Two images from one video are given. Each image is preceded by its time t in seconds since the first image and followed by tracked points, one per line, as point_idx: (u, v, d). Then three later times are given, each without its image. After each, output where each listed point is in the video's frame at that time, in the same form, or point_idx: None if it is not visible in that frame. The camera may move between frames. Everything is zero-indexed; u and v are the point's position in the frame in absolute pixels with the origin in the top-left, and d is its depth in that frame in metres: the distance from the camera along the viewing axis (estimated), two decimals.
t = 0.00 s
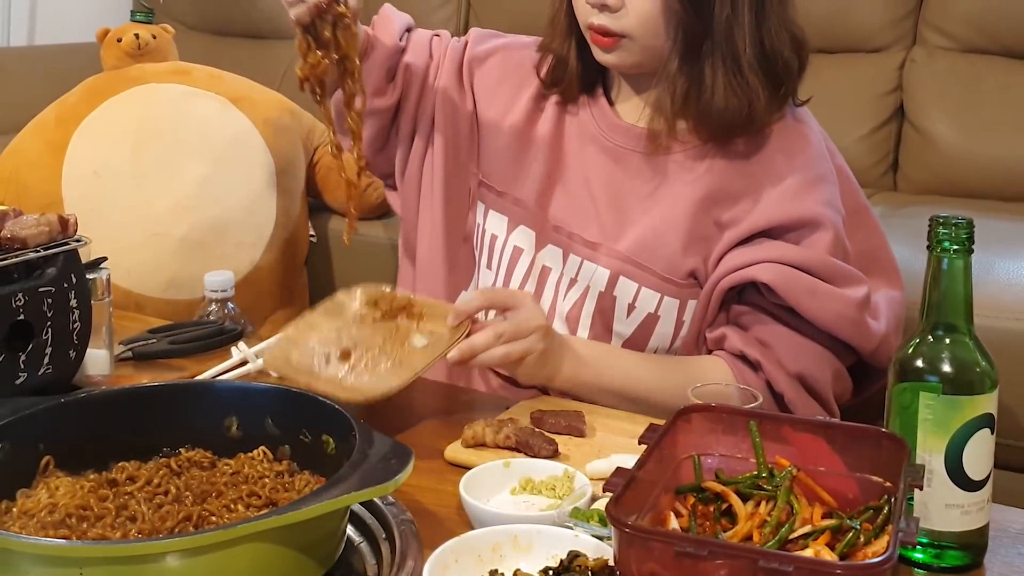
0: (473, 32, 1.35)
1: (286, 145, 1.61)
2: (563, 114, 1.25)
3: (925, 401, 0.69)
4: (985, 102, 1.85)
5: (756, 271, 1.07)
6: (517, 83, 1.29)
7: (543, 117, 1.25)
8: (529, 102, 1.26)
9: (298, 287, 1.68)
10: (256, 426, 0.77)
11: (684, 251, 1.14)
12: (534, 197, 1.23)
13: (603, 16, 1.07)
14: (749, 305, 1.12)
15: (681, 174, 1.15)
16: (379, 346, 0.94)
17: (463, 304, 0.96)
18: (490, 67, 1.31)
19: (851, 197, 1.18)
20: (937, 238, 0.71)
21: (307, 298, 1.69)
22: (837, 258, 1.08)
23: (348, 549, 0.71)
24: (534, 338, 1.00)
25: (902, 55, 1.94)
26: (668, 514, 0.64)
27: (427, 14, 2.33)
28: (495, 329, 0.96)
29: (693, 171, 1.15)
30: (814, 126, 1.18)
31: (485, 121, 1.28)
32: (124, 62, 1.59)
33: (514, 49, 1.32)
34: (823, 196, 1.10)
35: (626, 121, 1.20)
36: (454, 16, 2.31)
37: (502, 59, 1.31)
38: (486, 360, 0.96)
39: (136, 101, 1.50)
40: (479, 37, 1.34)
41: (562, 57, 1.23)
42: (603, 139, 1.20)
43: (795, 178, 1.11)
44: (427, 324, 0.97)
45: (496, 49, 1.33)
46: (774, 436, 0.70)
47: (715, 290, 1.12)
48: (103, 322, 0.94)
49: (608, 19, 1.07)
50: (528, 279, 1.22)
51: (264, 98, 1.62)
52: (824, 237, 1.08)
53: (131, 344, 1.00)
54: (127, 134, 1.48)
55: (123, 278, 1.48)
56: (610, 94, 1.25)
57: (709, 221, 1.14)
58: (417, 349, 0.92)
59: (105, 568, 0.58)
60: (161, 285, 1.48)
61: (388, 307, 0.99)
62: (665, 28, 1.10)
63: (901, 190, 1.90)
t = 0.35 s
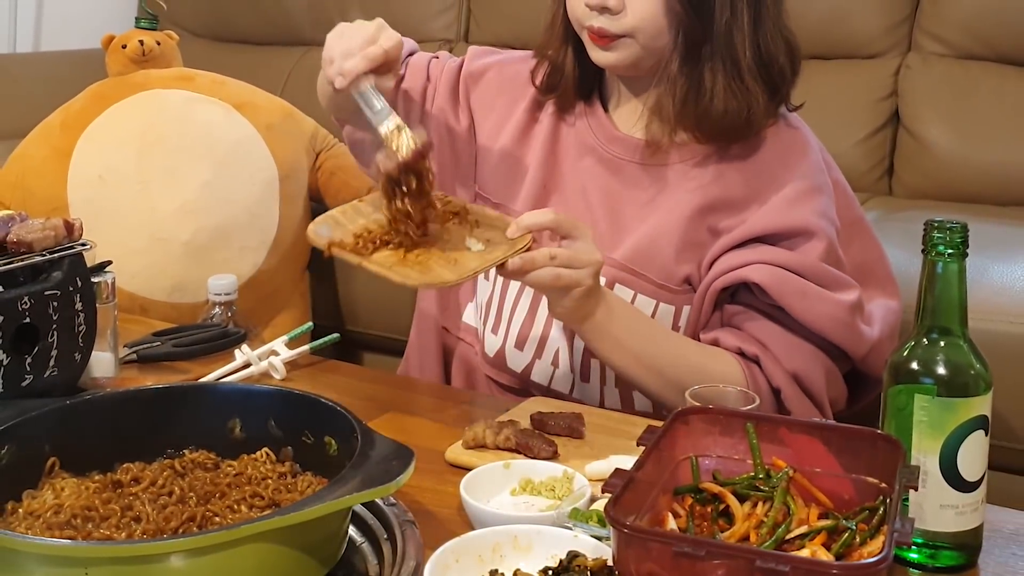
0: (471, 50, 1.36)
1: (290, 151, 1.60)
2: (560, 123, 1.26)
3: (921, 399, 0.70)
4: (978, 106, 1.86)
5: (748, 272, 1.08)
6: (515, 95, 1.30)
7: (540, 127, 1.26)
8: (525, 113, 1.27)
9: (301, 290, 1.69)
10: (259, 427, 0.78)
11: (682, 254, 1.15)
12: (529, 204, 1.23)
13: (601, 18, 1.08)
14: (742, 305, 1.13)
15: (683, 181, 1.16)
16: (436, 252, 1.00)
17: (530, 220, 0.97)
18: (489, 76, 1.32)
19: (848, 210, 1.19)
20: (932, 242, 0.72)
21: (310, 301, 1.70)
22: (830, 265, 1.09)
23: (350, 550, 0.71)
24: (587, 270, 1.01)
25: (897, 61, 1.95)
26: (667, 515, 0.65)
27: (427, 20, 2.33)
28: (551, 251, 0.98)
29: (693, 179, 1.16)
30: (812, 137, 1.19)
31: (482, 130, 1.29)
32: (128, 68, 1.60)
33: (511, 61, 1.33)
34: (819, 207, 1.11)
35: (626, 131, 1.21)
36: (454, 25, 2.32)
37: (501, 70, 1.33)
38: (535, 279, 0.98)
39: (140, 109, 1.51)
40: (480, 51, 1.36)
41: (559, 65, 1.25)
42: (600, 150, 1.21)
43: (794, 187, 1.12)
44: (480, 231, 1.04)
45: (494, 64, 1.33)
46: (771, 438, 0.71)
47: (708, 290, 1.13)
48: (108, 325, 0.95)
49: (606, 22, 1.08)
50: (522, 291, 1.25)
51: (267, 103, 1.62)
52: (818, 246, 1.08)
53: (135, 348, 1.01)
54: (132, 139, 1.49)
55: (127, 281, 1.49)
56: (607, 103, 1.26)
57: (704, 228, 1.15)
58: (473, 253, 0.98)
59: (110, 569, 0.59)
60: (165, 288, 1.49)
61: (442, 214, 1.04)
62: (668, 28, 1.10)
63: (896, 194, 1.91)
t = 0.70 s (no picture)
0: (483, 39, 1.37)
1: (292, 156, 1.60)
2: (566, 134, 1.27)
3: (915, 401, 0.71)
4: (972, 113, 1.87)
5: (751, 287, 1.08)
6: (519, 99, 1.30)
7: (545, 136, 1.27)
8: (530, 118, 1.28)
9: (303, 293, 1.70)
10: (263, 429, 0.79)
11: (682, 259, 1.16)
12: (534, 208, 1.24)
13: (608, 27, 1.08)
14: (742, 318, 1.14)
15: (682, 190, 1.18)
16: (470, 247, 0.96)
17: (568, 228, 0.96)
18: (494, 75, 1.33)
19: (848, 225, 1.20)
20: (927, 246, 0.73)
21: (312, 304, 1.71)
22: (830, 281, 1.10)
23: (352, 550, 0.72)
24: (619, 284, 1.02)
25: (892, 68, 1.96)
26: (665, 515, 0.66)
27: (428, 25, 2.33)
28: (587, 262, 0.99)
29: (692, 188, 1.17)
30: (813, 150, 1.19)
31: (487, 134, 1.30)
32: (133, 74, 1.59)
33: (518, 61, 1.34)
34: (820, 223, 1.12)
35: (630, 140, 1.22)
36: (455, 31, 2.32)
37: (506, 69, 1.33)
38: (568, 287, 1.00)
39: (147, 115, 1.51)
40: (489, 44, 1.36)
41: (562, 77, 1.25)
42: (605, 157, 1.23)
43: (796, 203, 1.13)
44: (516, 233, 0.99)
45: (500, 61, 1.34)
46: (768, 440, 0.72)
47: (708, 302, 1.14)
48: (113, 328, 0.96)
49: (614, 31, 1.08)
50: (524, 295, 1.27)
51: (270, 110, 1.61)
52: (820, 263, 1.09)
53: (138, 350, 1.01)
54: (137, 145, 1.49)
55: (131, 285, 1.50)
56: (614, 114, 1.27)
57: (705, 238, 1.16)
58: (511, 255, 0.93)
59: (115, 568, 0.60)
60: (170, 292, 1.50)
61: (476, 212, 0.99)
62: (675, 37, 1.11)
63: (892, 199, 1.92)
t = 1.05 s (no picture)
0: (494, 39, 1.39)
1: (294, 163, 1.62)
2: (568, 139, 1.28)
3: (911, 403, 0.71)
4: (967, 118, 1.88)
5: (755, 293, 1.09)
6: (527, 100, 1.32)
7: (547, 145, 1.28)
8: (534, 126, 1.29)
9: (305, 297, 1.70)
10: (266, 431, 0.80)
11: (681, 262, 1.17)
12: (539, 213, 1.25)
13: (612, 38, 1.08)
14: (744, 324, 1.14)
15: (682, 196, 1.19)
16: (509, 254, 0.96)
17: (609, 241, 0.97)
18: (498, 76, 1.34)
19: (848, 231, 1.21)
20: (921, 251, 0.74)
21: (314, 307, 1.72)
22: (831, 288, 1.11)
23: (354, 551, 0.73)
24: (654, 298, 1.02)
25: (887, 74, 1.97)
26: (663, 516, 0.67)
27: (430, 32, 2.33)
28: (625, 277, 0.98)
29: (691, 195, 1.18)
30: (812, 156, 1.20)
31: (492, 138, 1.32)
32: (138, 81, 1.61)
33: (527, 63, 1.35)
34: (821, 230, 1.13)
35: (631, 146, 1.24)
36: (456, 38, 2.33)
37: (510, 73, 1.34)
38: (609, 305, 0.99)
39: (152, 121, 1.52)
40: (496, 44, 1.37)
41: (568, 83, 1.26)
42: (609, 162, 1.24)
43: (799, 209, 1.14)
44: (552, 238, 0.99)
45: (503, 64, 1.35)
46: (764, 442, 0.73)
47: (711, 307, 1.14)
48: (119, 331, 0.97)
49: (619, 41, 1.09)
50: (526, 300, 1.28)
51: (274, 116, 1.63)
52: (821, 269, 1.10)
53: (144, 352, 1.02)
54: (142, 150, 1.50)
55: (135, 288, 1.50)
56: (617, 118, 1.28)
57: (707, 245, 1.17)
58: (551, 266, 0.94)
59: (121, 568, 0.61)
60: (173, 295, 1.51)
61: (515, 212, 1.00)
62: (681, 46, 1.11)
63: (887, 204, 1.92)
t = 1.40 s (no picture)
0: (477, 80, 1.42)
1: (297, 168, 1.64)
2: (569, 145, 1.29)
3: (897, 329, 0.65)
4: (961, 124, 1.86)
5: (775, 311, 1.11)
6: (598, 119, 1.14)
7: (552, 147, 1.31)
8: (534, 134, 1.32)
9: (308, 300, 1.71)
10: (269, 433, 0.81)
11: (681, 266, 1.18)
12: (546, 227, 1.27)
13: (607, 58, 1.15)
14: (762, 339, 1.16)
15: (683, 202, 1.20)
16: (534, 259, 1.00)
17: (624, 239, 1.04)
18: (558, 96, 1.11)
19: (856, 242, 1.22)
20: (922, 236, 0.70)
21: (316, 310, 1.72)
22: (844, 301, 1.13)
23: (356, 551, 0.74)
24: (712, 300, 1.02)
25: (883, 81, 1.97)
26: (661, 517, 0.68)
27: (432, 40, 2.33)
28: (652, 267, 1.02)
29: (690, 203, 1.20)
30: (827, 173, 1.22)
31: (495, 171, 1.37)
32: (142, 87, 1.63)
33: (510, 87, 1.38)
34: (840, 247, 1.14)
35: (692, 166, 1.17)
36: (456, 45, 2.34)
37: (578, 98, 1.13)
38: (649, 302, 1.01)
39: (157, 127, 1.54)
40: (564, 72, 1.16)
41: (639, 75, 1.14)
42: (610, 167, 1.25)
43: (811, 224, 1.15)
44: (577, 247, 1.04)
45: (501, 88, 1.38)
46: (761, 443, 0.74)
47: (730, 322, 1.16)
48: (124, 334, 0.98)
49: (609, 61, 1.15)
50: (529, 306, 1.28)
51: (275, 122, 1.66)
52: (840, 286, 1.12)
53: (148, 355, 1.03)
54: (147, 156, 1.51)
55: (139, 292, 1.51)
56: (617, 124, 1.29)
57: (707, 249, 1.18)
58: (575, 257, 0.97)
59: (126, 569, 0.61)
60: (177, 298, 1.51)
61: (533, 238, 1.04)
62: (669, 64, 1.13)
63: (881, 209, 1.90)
